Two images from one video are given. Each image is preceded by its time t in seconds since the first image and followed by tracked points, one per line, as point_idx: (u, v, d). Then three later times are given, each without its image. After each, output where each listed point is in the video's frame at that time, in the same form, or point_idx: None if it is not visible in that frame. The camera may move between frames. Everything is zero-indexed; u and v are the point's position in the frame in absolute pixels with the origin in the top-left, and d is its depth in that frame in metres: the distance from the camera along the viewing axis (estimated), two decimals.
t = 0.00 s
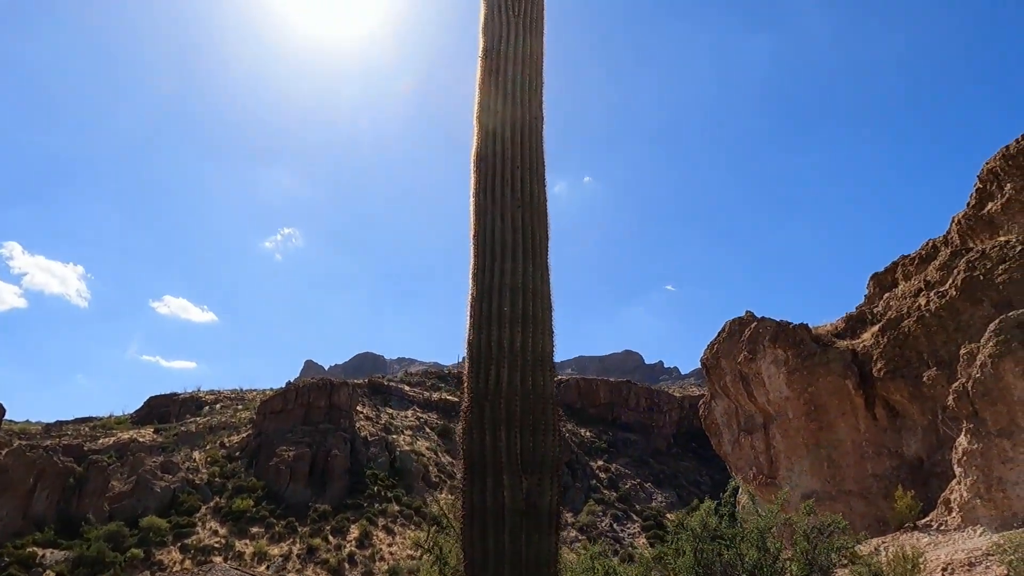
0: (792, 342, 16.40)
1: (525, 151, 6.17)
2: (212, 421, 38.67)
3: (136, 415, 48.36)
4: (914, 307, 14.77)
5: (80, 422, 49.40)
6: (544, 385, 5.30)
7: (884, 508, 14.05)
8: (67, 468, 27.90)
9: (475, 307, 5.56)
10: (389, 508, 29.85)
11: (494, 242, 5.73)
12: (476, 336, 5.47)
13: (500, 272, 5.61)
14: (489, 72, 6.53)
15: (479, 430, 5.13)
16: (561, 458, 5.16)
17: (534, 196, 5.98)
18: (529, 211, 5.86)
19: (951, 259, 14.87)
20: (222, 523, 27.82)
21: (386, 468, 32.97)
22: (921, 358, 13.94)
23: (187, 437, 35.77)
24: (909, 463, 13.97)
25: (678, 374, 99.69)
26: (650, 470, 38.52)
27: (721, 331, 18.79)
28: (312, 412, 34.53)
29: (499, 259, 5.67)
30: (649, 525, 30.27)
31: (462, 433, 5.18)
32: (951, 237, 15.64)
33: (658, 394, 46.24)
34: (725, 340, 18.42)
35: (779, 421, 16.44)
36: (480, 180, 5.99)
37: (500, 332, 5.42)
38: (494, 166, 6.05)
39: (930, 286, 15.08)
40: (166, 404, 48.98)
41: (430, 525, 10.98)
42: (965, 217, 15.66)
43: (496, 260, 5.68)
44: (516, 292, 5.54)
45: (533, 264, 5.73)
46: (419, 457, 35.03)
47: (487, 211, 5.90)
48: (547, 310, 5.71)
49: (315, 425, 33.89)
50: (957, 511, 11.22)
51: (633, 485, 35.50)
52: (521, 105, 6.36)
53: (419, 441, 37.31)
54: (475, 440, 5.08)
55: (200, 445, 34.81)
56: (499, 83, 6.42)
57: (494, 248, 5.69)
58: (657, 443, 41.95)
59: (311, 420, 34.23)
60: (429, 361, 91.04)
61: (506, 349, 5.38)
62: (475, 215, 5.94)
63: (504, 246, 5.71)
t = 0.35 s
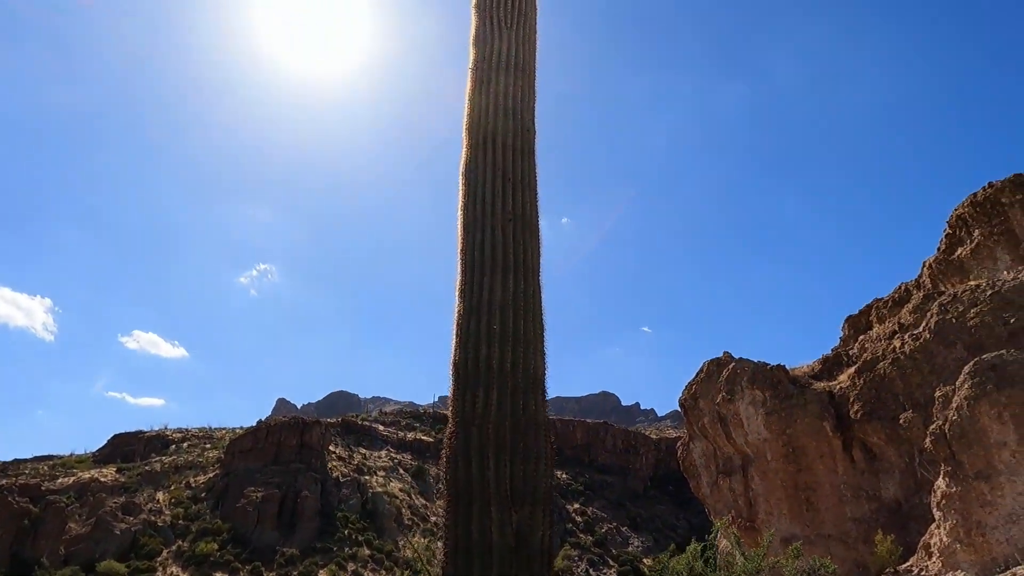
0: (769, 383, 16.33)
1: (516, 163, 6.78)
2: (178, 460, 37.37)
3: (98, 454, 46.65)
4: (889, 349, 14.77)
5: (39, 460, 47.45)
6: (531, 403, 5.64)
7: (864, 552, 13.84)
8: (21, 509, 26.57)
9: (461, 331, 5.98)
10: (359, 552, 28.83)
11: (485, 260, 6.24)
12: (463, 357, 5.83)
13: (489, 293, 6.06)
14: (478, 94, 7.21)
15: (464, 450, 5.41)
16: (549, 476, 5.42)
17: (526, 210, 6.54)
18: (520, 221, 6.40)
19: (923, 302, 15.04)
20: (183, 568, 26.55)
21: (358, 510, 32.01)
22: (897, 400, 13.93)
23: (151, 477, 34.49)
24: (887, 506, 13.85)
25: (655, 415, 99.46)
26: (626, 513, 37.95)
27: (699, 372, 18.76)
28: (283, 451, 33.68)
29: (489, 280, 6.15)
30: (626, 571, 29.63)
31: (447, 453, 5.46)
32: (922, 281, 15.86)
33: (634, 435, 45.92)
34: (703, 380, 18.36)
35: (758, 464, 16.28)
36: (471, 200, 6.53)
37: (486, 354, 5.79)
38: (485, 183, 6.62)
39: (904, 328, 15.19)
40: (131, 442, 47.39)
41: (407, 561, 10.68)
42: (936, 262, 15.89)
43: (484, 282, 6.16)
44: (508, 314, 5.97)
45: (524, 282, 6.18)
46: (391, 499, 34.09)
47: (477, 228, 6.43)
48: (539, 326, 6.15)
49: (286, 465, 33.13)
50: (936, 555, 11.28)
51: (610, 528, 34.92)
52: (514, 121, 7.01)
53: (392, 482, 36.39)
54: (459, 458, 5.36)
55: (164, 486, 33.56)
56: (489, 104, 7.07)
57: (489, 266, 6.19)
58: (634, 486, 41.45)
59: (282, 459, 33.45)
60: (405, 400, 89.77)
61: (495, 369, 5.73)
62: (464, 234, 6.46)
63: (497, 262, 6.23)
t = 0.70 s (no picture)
0: (747, 419, 16.16)
1: (518, 161, 7.93)
2: (138, 496, 35.82)
3: (53, 488, 44.62)
4: (864, 386, 14.64)
5: None
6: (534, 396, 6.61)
7: None
8: None
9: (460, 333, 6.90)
10: None
11: (484, 263, 7.25)
12: (463, 358, 6.76)
13: (489, 296, 7.02)
14: (481, 103, 8.32)
15: (462, 437, 6.34)
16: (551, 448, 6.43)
17: (526, 213, 7.63)
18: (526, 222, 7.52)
19: (897, 339, 15.18)
20: None
21: (325, 548, 30.94)
22: (873, 437, 13.86)
23: (109, 513, 32.99)
24: (865, 545, 13.69)
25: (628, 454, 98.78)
26: (600, 553, 37.27)
27: (677, 407, 18.65)
28: (249, 486, 32.77)
29: (486, 283, 7.11)
30: None
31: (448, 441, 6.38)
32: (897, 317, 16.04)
33: (608, 473, 45.47)
34: (682, 416, 18.22)
35: (736, 501, 16.04)
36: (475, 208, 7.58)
37: (487, 355, 6.73)
38: (486, 189, 7.70)
39: (879, 365, 15.25)
40: (89, 476, 45.46)
41: None
42: (908, 300, 16.05)
43: (483, 287, 7.11)
44: (508, 313, 6.94)
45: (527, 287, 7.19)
46: (361, 537, 33.05)
47: (479, 232, 7.48)
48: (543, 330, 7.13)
49: (252, 500, 32.06)
50: None
51: (584, 569, 34.14)
52: (518, 119, 8.24)
53: (362, 519, 35.38)
54: (457, 447, 6.27)
55: (122, 522, 32.15)
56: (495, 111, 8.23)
57: (489, 267, 7.21)
58: (609, 525, 40.83)
59: (248, 494, 32.42)
60: (377, 436, 87.77)
61: (494, 362, 6.71)
62: (466, 241, 7.44)
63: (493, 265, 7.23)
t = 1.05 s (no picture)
0: (708, 453, 16.11)
1: (512, 163, 9.59)
2: (75, 524, 33.91)
3: None
4: (824, 422, 14.66)
5: None
6: (520, 387, 8.00)
7: None
8: None
9: (446, 332, 8.28)
10: None
11: (474, 267, 8.71)
12: (451, 360, 8.06)
13: (475, 295, 8.45)
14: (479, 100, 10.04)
15: (447, 433, 7.61)
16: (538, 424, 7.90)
17: (517, 205, 9.31)
18: (522, 214, 9.11)
19: (855, 376, 15.42)
20: None
21: None
22: (832, 472, 13.76)
23: (42, 543, 31.16)
24: None
25: (588, 487, 98.08)
26: None
27: (640, 439, 18.58)
28: (196, 515, 31.39)
29: (469, 287, 8.57)
30: None
31: (434, 439, 7.64)
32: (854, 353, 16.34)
33: (568, 506, 44.93)
34: (644, 448, 18.11)
35: (696, 535, 15.83)
36: (467, 220, 9.08)
37: (475, 350, 8.11)
38: (480, 186, 9.35)
39: (837, 401, 15.41)
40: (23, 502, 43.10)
41: None
42: (865, 338, 16.37)
43: (475, 281, 8.62)
44: (498, 307, 8.39)
45: (512, 283, 8.70)
46: (311, 570, 31.81)
47: (471, 227, 9.07)
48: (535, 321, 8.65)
49: (198, 530, 30.61)
50: None
51: None
52: (509, 126, 9.96)
53: (313, 552, 34.12)
54: (446, 443, 7.53)
55: (56, 552, 30.35)
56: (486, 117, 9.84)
57: (479, 262, 8.73)
58: (567, 559, 40.14)
59: (194, 524, 30.99)
60: (332, 465, 85.38)
61: (486, 356, 8.09)
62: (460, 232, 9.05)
63: (473, 274, 8.70)
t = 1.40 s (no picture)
0: (652, 480, 16.09)
1: (508, 144, 9.27)
2: None
3: None
4: (764, 452, 14.90)
5: None
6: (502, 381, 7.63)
7: None
8: None
9: (428, 315, 7.86)
10: None
11: (459, 250, 8.28)
12: (431, 343, 7.67)
13: (460, 275, 8.10)
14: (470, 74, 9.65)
15: (424, 426, 7.20)
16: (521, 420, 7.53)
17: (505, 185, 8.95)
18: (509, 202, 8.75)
19: (795, 408, 15.74)
20: None
21: None
22: (772, 502, 13.80)
23: None
24: None
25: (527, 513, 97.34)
26: None
27: (585, 464, 18.50)
28: (116, 535, 29.52)
29: (456, 269, 8.18)
30: None
31: (409, 431, 7.21)
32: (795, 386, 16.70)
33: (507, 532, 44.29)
34: (589, 474, 18.03)
35: (638, 563, 15.74)
36: (451, 203, 8.67)
37: (459, 335, 7.73)
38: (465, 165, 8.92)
39: (778, 431, 15.71)
40: None
41: None
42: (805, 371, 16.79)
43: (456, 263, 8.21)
44: (485, 293, 8.03)
45: (500, 268, 8.34)
46: None
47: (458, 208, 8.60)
48: (521, 307, 8.34)
49: (117, 551, 28.72)
50: None
51: None
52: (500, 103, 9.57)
53: None
54: (424, 433, 7.12)
55: None
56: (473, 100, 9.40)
57: (463, 247, 8.30)
58: None
59: (113, 544, 29.14)
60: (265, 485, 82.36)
61: (468, 343, 7.73)
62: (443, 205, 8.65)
63: (457, 248, 8.31)
